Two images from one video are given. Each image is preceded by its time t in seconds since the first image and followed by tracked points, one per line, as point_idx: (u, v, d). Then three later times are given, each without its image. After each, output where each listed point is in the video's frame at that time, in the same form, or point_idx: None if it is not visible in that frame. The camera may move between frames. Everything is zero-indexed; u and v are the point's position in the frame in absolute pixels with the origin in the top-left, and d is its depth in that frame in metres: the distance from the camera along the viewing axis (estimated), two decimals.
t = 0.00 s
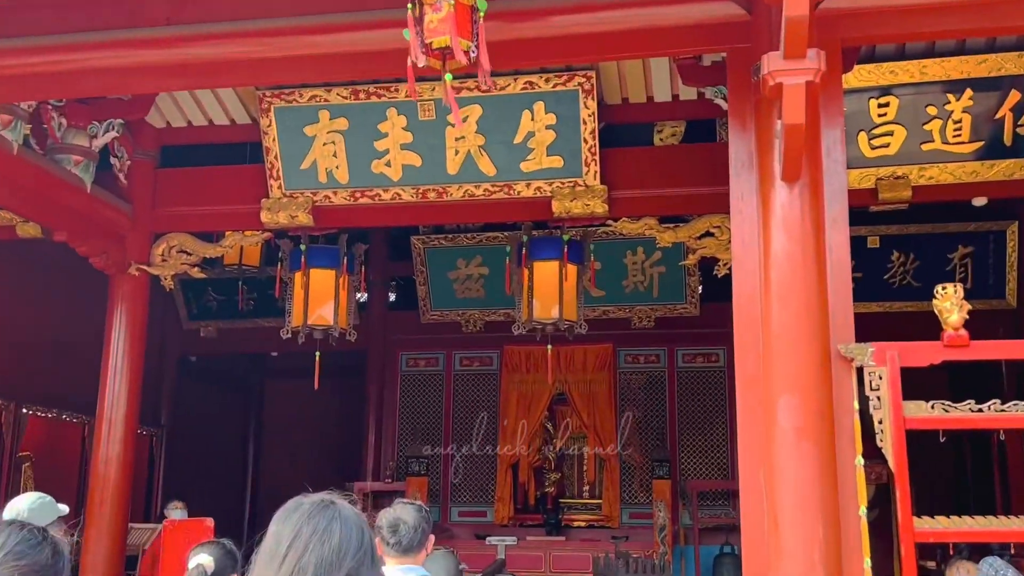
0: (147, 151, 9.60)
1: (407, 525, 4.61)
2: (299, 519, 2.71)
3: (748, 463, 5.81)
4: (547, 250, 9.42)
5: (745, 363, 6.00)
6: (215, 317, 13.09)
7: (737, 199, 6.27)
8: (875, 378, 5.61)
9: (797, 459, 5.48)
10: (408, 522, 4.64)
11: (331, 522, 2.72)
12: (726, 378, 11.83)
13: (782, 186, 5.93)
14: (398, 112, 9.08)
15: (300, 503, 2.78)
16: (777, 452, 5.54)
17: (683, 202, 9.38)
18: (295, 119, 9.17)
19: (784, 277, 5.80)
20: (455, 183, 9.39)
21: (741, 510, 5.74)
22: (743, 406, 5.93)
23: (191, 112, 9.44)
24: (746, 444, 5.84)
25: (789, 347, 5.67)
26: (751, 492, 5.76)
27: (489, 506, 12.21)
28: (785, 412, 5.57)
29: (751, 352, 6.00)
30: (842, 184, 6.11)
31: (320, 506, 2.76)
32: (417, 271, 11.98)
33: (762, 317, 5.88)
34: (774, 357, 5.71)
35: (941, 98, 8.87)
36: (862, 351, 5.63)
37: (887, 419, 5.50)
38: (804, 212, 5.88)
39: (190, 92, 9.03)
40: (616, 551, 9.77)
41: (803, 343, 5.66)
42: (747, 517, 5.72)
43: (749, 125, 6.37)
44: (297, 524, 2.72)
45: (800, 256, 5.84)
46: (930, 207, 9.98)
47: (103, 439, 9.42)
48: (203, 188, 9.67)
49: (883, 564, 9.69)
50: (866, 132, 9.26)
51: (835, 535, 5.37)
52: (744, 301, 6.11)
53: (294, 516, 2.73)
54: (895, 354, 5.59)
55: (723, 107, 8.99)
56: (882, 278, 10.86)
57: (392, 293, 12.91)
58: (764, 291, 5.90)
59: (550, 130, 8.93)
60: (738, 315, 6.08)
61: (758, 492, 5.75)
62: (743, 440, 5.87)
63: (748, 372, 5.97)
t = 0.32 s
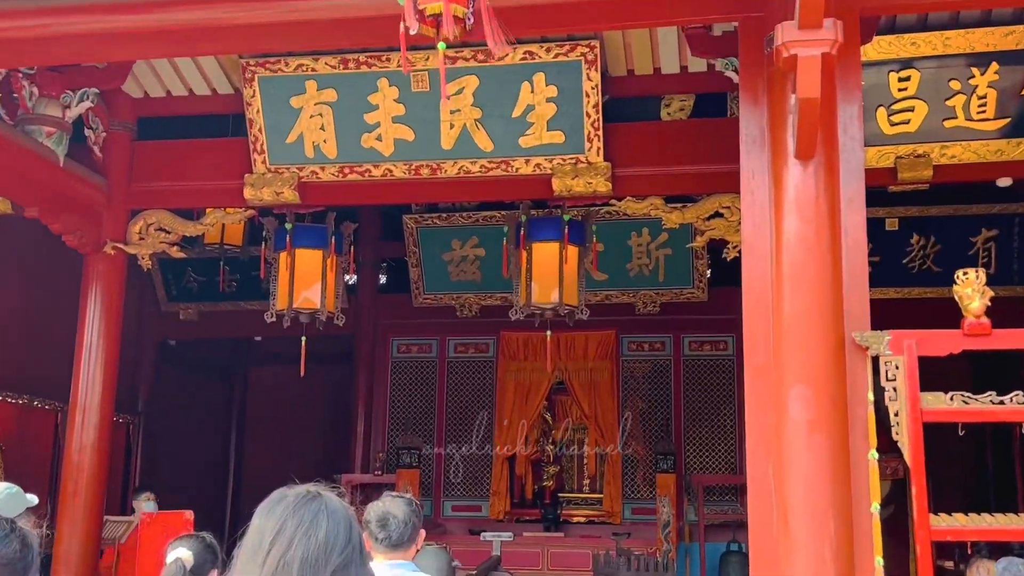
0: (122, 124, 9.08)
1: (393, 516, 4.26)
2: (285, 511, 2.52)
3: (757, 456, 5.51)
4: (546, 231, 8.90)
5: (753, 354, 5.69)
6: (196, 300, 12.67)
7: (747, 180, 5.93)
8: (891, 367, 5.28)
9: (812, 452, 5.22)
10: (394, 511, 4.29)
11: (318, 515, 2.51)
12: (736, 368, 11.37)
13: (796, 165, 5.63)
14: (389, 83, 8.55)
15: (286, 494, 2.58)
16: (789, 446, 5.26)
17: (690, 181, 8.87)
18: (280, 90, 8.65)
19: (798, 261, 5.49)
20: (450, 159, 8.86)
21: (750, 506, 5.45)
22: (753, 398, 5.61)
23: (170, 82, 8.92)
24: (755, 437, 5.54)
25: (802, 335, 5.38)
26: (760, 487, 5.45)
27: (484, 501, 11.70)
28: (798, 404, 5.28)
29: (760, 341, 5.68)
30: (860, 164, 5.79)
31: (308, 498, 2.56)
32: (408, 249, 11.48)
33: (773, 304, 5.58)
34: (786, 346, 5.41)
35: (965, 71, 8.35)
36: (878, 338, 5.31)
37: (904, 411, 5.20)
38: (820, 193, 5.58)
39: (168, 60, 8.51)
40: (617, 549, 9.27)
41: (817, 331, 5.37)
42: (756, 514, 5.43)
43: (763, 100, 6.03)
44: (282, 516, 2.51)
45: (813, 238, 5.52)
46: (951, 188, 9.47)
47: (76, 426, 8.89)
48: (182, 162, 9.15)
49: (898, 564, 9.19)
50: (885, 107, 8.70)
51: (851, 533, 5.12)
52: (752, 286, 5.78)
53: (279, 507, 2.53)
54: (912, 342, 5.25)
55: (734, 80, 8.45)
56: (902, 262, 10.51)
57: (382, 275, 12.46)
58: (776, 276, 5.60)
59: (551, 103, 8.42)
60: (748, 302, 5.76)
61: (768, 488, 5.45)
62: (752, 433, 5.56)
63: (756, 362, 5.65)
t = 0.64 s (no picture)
0: (87, 83, 8.34)
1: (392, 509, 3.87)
2: (275, 505, 2.20)
3: (776, 450, 5.03)
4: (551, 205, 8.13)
5: (773, 339, 5.17)
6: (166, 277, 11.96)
7: (768, 148, 5.38)
8: (921, 355, 4.63)
9: (835, 447, 4.71)
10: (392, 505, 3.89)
11: (314, 510, 2.20)
12: (753, 355, 10.60)
13: (822, 132, 5.09)
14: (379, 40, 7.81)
15: (273, 487, 2.25)
16: (811, 439, 4.78)
17: (707, 151, 8.11)
18: (259, 47, 7.91)
19: (823, 237, 4.97)
20: (444, 124, 8.09)
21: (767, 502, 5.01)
22: (772, 387, 5.10)
23: (140, 37, 8.18)
24: (774, 430, 5.06)
25: (827, 318, 4.86)
26: (779, 481, 5.01)
27: (480, 497, 11.00)
28: (821, 393, 4.79)
29: (781, 324, 5.17)
30: (891, 133, 5.14)
31: (298, 490, 2.23)
32: (399, 225, 10.92)
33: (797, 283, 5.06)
34: (809, 330, 4.91)
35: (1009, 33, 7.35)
36: (910, 324, 4.70)
37: (936, 402, 4.55)
38: (846, 162, 5.03)
39: (137, 13, 7.77)
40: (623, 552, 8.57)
41: (844, 314, 4.85)
42: (772, 512, 4.98)
43: (787, 65, 5.49)
44: (271, 512, 2.19)
45: (841, 212, 4.97)
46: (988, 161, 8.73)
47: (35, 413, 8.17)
48: (152, 126, 8.42)
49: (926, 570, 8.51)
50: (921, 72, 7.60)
51: (876, 537, 4.61)
52: (774, 265, 5.24)
53: (268, 500, 2.21)
54: (947, 327, 4.60)
55: (756, 39, 7.67)
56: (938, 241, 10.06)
57: (371, 251, 11.71)
58: (799, 253, 5.07)
59: (556, 64, 7.68)
60: (768, 282, 5.23)
61: (788, 484, 4.99)
62: (771, 425, 5.07)
63: (777, 348, 5.14)
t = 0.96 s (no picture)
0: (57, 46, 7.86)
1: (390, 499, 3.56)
2: (262, 492, 2.04)
3: (787, 444, 4.60)
4: (551, 177, 7.70)
5: (786, 322, 4.74)
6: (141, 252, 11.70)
7: (781, 117, 4.89)
8: (940, 340, 4.30)
9: (850, 437, 4.37)
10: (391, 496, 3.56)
11: (307, 492, 2.06)
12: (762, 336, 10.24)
13: (839, 101, 4.71)
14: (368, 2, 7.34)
15: (260, 472, 2.09)
16: (825, 430, 4.44)
17: (716, 121, 7.64)
18: (239, 9, 7.42)
19: (839, 209, 4.62)
20: (438, 93, 7.60)
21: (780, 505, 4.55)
22: (785, 374, 4.67)
23: None
24: (787, 422, 4.63)
25: (843, 294, 4.53)
26: (792, 482, 4.57)
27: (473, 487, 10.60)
28: (837, 378, 4.46)
29: (795, 308, 4.74)
30: (914, 101, 4.71)
31: (288, 476, 2.08)
32: (389, 200, 10.56)
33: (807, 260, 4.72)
34: (824, 311, 4.56)
35: None
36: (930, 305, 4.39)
37: (957, 387, 4.19)
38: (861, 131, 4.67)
39: None
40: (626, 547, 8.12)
41: (863, 291, 4.52)
42: (785, 514, 4.55)
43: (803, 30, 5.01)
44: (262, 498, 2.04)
45: (858, 188, 4.60)
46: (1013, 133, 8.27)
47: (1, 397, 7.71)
48: (126, 91, 7.94)
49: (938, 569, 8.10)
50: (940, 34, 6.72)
51: (891, 537, 4.29)
52: (787, 241, 4.78)
53: (255, 486, 2.05)
54: (970, 307, 4.26)
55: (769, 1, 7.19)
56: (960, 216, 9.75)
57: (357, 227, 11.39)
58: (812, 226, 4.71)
59: (556, 28, 7.21)
60: (780, 259, 4.78)
61: (800, 482, 4.56)
62: (784, 416, 4.63)
63: (789, 332, 4.73)
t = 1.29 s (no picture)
0: None
1: (314, 544, 2.41)
2: (169, 535, 1.37)
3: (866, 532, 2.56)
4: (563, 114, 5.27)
5: (866, 313, 2.64)
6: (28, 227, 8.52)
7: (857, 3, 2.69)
8: None
9: (965, 487, 2.47)
10: (317, 539, 2.43)
11: (231, 544, 1.37)
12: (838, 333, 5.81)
13: None
14: None
15: (167, 505, 1.42)
16: (914, 459, 2.52)
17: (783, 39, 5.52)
18: None
19: (944, 145, 2.58)
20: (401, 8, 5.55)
21: None
22: (863, 406, 2.61)
23: None
24: (867, 498, 2.57)
25: (941, 266, 2.56)
26: None
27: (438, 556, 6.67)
28: (935, 386, 2.52)
29: (883, 295, 2.63)
30: None
31: (204, 512, 1.40)
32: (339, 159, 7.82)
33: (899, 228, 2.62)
34: (919, 299, 2.56)
35: None
36: None
37: None
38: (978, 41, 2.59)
39: None
40: None
41: (968, 262, 2.55)
42: None
43: None
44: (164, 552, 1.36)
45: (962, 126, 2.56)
46: None
47: None
48: None
49: None
50: None
51: None
52: (869, 201, 2.64)
53: (158, 527, 1.38)
54: None
55: None
56: None
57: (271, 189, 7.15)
58: (900, 174, 2.62)
59: None
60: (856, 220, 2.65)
61: None
62: (860, 478, 2.59)
63: (873, 328, 2.63)
